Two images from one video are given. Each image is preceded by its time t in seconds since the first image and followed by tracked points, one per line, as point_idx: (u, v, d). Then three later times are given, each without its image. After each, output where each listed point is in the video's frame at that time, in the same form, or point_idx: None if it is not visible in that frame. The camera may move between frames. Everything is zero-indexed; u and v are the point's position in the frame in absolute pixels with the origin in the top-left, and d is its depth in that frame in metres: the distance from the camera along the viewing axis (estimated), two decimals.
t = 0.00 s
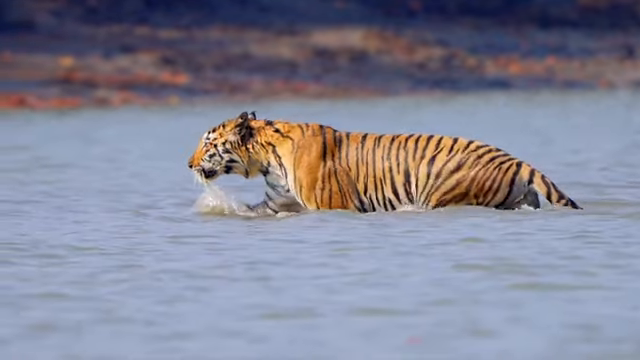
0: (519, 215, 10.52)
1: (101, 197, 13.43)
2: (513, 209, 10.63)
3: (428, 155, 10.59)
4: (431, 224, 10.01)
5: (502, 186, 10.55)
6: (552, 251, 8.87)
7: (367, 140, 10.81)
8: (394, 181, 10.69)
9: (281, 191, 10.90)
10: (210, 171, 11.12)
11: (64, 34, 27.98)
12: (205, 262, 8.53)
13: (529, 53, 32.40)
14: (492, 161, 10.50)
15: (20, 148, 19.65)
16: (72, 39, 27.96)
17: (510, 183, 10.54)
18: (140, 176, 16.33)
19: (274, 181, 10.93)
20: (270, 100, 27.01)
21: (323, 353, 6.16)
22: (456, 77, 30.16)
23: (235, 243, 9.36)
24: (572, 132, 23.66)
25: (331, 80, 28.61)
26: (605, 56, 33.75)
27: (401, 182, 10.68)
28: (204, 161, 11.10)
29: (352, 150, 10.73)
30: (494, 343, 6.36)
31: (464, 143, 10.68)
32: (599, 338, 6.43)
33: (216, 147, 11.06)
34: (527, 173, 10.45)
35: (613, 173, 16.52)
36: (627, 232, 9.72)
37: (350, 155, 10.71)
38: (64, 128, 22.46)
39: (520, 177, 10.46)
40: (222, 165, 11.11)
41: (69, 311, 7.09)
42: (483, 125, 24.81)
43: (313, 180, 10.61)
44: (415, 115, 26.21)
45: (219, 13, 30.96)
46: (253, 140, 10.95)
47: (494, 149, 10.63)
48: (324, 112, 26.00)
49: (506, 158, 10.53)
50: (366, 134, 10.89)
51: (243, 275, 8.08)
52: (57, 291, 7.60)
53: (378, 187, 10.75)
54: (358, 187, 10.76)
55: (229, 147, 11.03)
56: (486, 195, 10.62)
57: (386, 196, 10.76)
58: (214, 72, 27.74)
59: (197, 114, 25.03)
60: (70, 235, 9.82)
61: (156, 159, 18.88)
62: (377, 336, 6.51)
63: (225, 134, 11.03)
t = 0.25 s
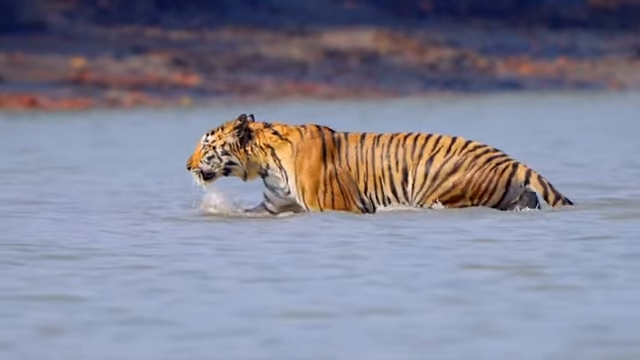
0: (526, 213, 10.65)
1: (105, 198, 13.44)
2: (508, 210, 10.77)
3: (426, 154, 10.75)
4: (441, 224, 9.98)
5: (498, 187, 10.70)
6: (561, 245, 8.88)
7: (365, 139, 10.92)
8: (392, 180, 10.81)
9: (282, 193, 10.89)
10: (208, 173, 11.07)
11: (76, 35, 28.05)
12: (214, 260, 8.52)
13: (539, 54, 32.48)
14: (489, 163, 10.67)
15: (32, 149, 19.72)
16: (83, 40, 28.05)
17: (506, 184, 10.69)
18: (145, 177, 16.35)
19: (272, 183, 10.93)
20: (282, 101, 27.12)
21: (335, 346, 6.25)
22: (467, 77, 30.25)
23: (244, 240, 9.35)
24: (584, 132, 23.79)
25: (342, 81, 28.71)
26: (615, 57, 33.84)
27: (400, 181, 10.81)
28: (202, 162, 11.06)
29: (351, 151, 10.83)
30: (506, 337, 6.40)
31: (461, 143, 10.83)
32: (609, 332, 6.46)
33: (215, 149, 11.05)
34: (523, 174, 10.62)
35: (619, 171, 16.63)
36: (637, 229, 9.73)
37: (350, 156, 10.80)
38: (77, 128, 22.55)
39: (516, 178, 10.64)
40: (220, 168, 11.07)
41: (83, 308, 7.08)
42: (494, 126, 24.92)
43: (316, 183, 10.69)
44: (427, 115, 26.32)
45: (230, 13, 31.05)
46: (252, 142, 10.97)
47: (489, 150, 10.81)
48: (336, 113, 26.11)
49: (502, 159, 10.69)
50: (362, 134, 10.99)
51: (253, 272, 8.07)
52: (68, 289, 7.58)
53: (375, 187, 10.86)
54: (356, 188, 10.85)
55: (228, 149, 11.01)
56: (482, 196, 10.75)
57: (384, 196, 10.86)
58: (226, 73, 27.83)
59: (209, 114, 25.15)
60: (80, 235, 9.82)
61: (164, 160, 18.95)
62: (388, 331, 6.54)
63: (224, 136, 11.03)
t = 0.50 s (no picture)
0: (528, 214, 10.10)
1: (111, 198, 13.39)
2: (505, 211, 10.17)
3: (423, 155, 10.21)
4: (448, 222, 9.93)
5: (495, 187, 10.11)
6: (573, 247, 8.83)
7: (364, 142, 10.41)
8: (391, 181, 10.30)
9: (281, 197, 10.35)
10: (207, 175, 10.61)
11: (85, 36, 28.03)
12: (225, 261, 8.48)
13: (549, 54, 32.46)
14: (486, 161, 10.10)
15: (42, 150, 19.72)
16: (94, 40, 28.06)
17: (501, 183, 10.09)
18: (151, 178, 16.30)
19: (270, 187, 10.42)
20: (293, 102, 27.13)
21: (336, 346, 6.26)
22: (477, 78, 30.25)
23: (254, 239, 9.32)
24: (596, 132, 23.82)
25: (352, 82, 28.71)
26: (625, 58, 33.84)
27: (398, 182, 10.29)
28: (201, 164, 10.59)
29: (349, 154, 10.32)
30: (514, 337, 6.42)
31: (460, 143, 10.26)
32: (619, 333, 6.45)
33: (213, 151, 10.59)
34: (519, 172, 10.02)
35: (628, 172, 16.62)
36: None
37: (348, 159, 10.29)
38: (88, 129, 22.55)
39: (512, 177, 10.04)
40: (219, 170, 10.61)
41: (96, 310, 7.05)
42: (506, 126, 24.95)
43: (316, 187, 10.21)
44: (438, 115, 26.34)
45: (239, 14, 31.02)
46: (251, 145, 10.51)
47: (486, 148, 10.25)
48: (346, 113, 26.13)
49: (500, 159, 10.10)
50: (363, 137, 10.47)
51: (266, 273, 8.04)
52: (81, 291, 7.54)
53: (376, 189, 10.35)
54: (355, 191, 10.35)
55: (227, 151, 10.56)
56: (479, 196, 10.18)
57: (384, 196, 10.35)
58: (236, 73, 27.83)
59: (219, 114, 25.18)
60: (91, 237, 9.78)
61: (172, 160, 18.92)
62: (396, 332, 6.55)
63: (223, 138, 10.57)
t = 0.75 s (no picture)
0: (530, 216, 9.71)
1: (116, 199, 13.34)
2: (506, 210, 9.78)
3: (422, 158, 9.81)
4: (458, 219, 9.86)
5: (495, 186, 9.72)
6: (589, 246, 8.79)
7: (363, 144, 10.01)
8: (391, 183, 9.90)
9: (282, 201, 9.95)
10: (207, 177, 10.30)
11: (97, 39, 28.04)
12: (241, 264, 8.42)
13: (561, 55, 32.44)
14: (484, 161, 9.73)
15: (53, 152, 19.70)
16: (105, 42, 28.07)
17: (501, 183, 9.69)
18: (156, 180, 16.25)
19: (270, 191, 10.04)
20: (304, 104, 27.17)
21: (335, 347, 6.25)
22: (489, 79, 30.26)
23: (269, 238, 9.26)
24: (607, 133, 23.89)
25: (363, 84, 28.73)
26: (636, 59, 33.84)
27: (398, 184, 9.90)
28: (201, 166, 10.30)
29: (349, 156, 9.93)
30: (520, 338, 6.42)
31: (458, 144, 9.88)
32: (633, 335, 6.44)
33: (213, 152, 10.31)
34: (519, 170, 9.64)
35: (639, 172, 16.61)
36: None
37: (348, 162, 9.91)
38: (100, 130, 22.59)
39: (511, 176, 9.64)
40: (219, 171, 10.33)
41: (115, 312, 7.02)
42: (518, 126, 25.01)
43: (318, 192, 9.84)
44: (450, 115, 26.39)
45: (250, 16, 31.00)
46: (250, 146, 10.20)
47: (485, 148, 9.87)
48: (356, 114, 26.18)
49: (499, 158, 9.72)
50: (361, 140, 10.08)
51: (282, 276, 7.98)
52: (100, 294, 7.49)
53: (375, 191, 9.97)
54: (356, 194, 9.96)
55: (227, 152, 10.29)
56: (480, 195, 9.78)
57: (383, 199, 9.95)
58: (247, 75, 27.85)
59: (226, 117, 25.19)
60: (108, 238, 9.73)
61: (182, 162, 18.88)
62: (410, 334, 6.53)
63: (222, 139, 10.30)
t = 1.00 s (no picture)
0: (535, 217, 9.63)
1: (126, 201, 13.35)
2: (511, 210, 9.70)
3: (425, 162, 9.76)
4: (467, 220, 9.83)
5: (499, 185, 9.63)
6: (603, 247, 8.78)
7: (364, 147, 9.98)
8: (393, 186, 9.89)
9: (285, 204, 9.94)
10: (208, 177, 10.35)
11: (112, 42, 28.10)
12: (256, 265, 8.43)
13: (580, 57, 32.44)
14: (487, 160, 9.66)
15: (65, 153, 19.68)
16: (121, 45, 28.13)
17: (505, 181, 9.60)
18: (166, 180, 16.24)
19: (274, 193, 10.04)
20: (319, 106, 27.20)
21: (330, 342, 6.27)
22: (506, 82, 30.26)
23: (282, 238, 9.26)
24: (622, 134, 23.88)
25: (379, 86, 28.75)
26: None
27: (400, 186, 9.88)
28: (201, 167, 10.35)
29: (350, 160, 9.90)
30: (533, 337, 6.28)
31: (460, 144, 9.82)
32: None
33: (214, 153, 10.35)
34: (521, 167, 9.56)
35: None
36: None
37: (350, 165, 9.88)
38: (114, 132, 22.63)
39: (515, 174, 9.57)
40: (219, 172, 10.36)
41: (131, 313, 7.02)
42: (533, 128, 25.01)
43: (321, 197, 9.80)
44: (465, 118, 26.41)
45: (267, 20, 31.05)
46: (250, 147, 10.23)
47: (488, 148, 9.81)
48: (370, 116, 26.20)
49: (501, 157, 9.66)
50: (363, 142, 10.04)
51: (296, 278, 7.99)
52: (115, 296, 7.51)
53: (379, 193, 9.94)
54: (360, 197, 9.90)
55: (227, 153, 10.31)
56: (485, 196, 9.70)
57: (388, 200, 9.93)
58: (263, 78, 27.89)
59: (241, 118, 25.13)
60: (121, 239, 9.74)
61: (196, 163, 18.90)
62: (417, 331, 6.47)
63: (223, 140, 10.34)
